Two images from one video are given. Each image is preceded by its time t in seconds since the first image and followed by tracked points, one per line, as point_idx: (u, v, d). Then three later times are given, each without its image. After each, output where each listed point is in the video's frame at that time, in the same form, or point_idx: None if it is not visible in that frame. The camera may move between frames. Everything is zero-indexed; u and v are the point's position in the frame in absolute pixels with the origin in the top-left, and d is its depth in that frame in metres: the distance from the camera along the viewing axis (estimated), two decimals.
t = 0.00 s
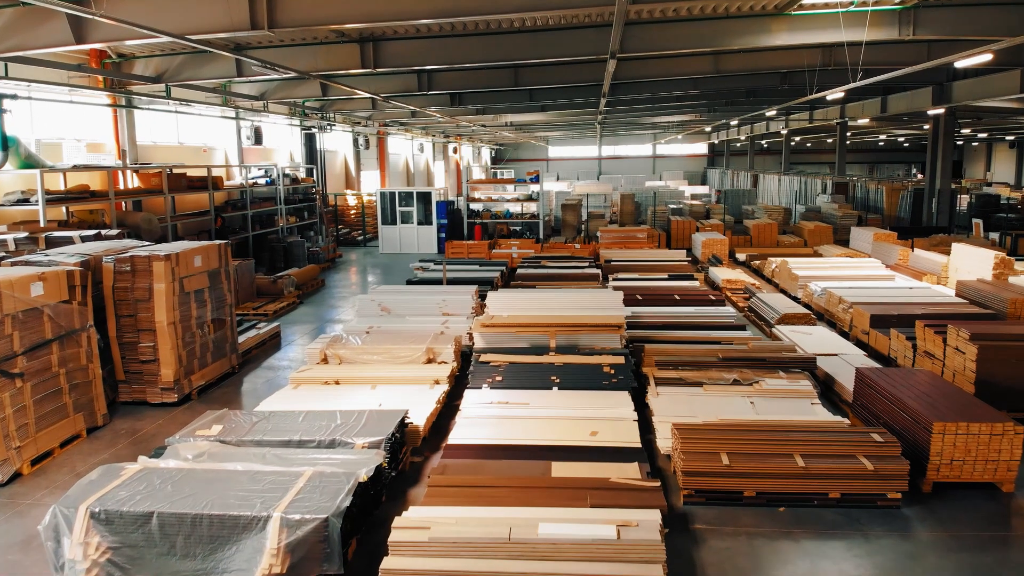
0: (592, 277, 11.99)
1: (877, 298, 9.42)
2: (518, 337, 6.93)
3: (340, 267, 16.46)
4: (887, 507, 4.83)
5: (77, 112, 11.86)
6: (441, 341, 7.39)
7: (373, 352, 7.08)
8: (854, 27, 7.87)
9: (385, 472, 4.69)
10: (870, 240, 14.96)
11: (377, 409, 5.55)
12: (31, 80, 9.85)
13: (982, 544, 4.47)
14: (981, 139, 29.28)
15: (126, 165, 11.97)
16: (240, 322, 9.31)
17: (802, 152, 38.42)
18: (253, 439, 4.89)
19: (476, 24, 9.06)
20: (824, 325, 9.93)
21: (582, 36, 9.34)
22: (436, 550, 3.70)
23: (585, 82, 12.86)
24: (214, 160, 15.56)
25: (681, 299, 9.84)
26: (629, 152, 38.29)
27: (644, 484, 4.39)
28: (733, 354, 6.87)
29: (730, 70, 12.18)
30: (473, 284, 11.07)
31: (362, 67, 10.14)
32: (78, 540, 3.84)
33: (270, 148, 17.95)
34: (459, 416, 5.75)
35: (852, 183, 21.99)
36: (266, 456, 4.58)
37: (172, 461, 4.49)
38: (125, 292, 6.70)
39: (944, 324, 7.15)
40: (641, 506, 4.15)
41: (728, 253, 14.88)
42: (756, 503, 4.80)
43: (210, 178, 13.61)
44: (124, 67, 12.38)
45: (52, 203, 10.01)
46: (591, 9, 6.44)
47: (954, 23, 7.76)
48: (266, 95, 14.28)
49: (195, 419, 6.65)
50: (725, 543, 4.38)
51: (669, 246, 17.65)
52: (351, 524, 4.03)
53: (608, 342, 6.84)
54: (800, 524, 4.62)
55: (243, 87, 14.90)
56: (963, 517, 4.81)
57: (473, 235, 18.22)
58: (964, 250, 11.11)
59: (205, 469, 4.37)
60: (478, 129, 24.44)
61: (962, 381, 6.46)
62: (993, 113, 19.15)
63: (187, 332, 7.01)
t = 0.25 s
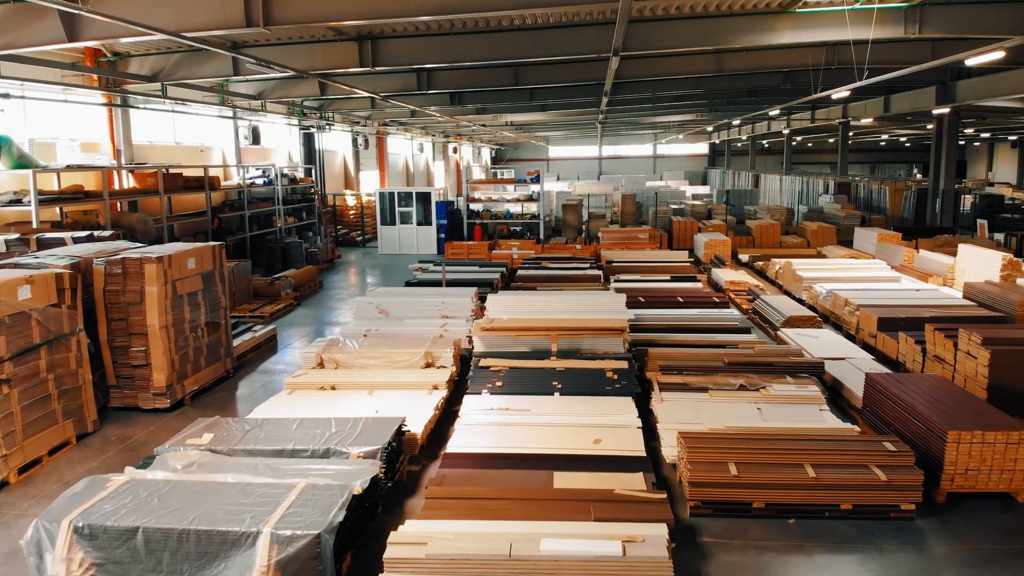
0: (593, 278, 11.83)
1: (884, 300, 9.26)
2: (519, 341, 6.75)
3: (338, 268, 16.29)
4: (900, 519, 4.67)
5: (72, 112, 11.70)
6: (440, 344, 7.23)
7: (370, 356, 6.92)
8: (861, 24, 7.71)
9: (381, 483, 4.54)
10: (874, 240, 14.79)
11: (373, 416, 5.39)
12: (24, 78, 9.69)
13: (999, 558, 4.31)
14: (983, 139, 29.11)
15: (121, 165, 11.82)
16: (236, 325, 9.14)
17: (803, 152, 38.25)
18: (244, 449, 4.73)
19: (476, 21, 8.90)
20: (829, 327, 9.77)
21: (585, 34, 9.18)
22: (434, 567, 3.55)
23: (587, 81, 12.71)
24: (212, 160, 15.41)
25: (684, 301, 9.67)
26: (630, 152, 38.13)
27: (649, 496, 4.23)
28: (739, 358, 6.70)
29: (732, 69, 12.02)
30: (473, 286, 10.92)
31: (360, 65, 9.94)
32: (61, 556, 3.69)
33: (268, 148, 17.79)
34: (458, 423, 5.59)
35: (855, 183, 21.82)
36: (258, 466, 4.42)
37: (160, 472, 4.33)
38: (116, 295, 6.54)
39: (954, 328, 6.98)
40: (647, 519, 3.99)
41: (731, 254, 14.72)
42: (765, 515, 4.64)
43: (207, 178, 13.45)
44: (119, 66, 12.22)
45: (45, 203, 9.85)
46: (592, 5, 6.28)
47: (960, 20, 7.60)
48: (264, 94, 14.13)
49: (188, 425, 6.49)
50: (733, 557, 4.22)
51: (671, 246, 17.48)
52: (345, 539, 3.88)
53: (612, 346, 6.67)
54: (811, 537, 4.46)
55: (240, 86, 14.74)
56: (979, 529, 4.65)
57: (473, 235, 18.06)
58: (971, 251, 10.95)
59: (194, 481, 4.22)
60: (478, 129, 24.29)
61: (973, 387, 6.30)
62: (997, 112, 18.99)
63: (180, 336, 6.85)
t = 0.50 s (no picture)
0: (595, 280, 11.67)
1: (891, 302, 9.09)
2: (520, 345, 6.56)
3: (337, 269, 16.12)
4: (914, 532, 4.51)
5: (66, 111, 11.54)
6: (438, 348, 7.06)
7: (367, 361, 6.76)
8: (867, 22, 7.54)
9: (377, 494, 4.37)
10: (878, 241, 14.63)
11: (369, 424, 5.23)
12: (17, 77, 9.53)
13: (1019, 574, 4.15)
14: (986, 139, 28.96)
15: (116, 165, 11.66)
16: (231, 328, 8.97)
17: (804, 152, 38.11)
18: (236, 459, 4.57)
19: (475, 18, 8.73)
20: (835, 330, 9.61)
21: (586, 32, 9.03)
22: None
23: (589, 80, 12.59)
24: (209, 160, 15.25)
25: (687, 303, 9.51)
26: (631, 151, 37.96)
27: (655, 510, 4.07)
28: (745, 363, 6.53)
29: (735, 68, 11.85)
30: (473, 288, 10.75)
31: (358, 63, 9.78)
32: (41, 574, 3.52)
33: (266, 148, 17.63)
34: (456, 430, 5.43)
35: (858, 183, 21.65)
36: (248, 478, 4.26)
37: (147, 484, 4.17)
38: (106, 298, 6.38)
39: (965, 332, 6.82)
40: (654, 534, 3.83)
41: (734, 255, 14.57)
42: (776, 527, 4.48)
43: (203, 178, 13.29)
44: (114, 64, 12.07)
45: (38, 204, 9.70)
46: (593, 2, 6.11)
47: (969, 17, 7.41)
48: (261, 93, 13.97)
49: (180, 432, 6.33)
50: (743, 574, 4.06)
51: (672, 247, 17.31)
52: (338, 555, 3.72)
53: (614, 350, 6.51)
54: (823, 550, 4.30)
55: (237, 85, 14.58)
56: (997, 542, 4.49)
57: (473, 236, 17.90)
58: (977, 252, 10.79)
59: (182, 493, 4.06)
60: (478, 129, 24.13)
61: (986, 392, 6.13)
62: (1001, 112, 18.82)
63: (172, 340, 6.69)
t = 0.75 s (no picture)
0: (596, 281, 11.50)
1: (898, 305, 8.93)
2: (521, 350, 6.40)
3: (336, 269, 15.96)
4: (930, 546, 4.34)
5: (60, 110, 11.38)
6: (437, 353, 6.90)
7: (364, 365, 6.59)
8: (874, 20, 7.37)
9: (372, 507, 4.21)
10: (883, 242, 14.46)
11: (365, 432, 5.07)
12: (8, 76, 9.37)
13: None
14: (988, 139, 28.79)
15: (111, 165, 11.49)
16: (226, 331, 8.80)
17: (805, 152, 37.96)
18: (226, 470, 4.41)
19: (474, 16, 8.56)
20: (841, 332, 9.45)
21: (588, 30, 8.89)
22: None
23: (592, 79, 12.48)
24: (206, 160, 15.08)
25: (690, 306, 9.34)
26: (631, 151, 37.80)
27: (662, 524, 3.90)
28: (752, 368, 6.36)
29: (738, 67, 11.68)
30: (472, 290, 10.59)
31: (357, 62, 9.63)
32: None
33: (264, 148, 17.47)
34: (455, 438, 5.27)
35: (861, 183, 21.47)
36: (238, 490, 4.10)
37: (133, 497, 4.01)
38: (96, 302, 6.21)
39: (977, 336, 6.66)
40: (661, 551, 3.67)
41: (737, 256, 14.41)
42: (786, 541, 4.32)
43: (200, 179, 13.12)
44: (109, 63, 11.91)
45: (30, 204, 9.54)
46: None
47: (977, 15, 7.24)
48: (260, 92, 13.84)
49: (171, 439, 6.17)
50: None
51: (674, 247, 17.13)
52: (330, 573, 3.56)
53: (618, 355, 6.33)
54: (836, 566, 4.13)
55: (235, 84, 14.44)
56: (1016, 556, 4.33)
57: (473, 236, 17.73)
58: (985, 254, 10.63)
59: (169, 506, 3.90)
60: (478, 129, 23.97)
61: (999, 399, 5.96)
62: (1005, 112, 18.66)
63: (165, 344, 6.53)
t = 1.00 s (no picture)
0: (598, 283, 11.30)
1: (908, 308, 8.74)
2: (521, 356, 6.19)
3: (334, 270, 15.76)
4: (951, 563, 4.15)
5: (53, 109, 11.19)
6: (435, 358, 6.69)
7: (360, 372, 6.39)
8: (882, 18, 7.17)
9: (366, 524, 4.02)
10: (888, 243, 14.27)
11: (360, 443, 4.87)
12: None
13: None
14: (991, 139, 28.59)
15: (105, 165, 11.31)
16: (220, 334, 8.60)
17: (807, 151, 37.76)
18: (214, 484, 4.22)
19: (474, 12, 8.36)
20: (849, 336, 9.26)
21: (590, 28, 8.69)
22: None
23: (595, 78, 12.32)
24: (202, 160, 14.89)
25: (695, 308, 9.14)
26: (632, 151, 37.59)
27: (671, 543, 3.71)
28: (761, 375, 6.16)
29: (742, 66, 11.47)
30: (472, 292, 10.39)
31: (355, 61, 9.49)
32: None
33: (261, 148, 17.26)
34: (454, 449, 5.07)
35: (864, 183, 21.26)
36: (226, 507, 3.90)
37: (115, 514, 3.82)
38: (84, 306, 6.02)
39: (991, 341, 6.46)
40: (670, 573, 3.48)
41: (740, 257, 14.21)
42: (800, 559, 4.13)
43: (195, 179, 12.93)
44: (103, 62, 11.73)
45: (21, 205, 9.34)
46: None
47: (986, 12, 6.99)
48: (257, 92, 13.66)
49: (161, 449, 5.97)
50: None
51: (676, 248, 16.92)
52: None
53: (622, 361, 6.12)
54: None
55: (232, 83, 14.25)
56: None
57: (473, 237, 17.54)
58: (994, 255, 10.44)
59: (152, 524, 3.71)
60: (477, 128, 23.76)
61: (1016, 407, 5.76)
62: (1010, 111, 18.46)
63: (154, 350, 6.34)
